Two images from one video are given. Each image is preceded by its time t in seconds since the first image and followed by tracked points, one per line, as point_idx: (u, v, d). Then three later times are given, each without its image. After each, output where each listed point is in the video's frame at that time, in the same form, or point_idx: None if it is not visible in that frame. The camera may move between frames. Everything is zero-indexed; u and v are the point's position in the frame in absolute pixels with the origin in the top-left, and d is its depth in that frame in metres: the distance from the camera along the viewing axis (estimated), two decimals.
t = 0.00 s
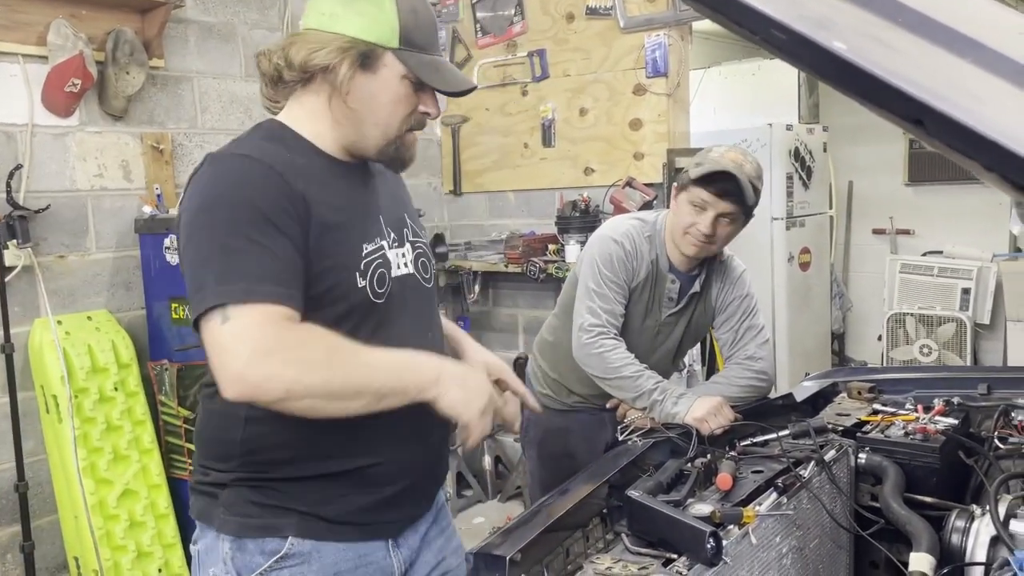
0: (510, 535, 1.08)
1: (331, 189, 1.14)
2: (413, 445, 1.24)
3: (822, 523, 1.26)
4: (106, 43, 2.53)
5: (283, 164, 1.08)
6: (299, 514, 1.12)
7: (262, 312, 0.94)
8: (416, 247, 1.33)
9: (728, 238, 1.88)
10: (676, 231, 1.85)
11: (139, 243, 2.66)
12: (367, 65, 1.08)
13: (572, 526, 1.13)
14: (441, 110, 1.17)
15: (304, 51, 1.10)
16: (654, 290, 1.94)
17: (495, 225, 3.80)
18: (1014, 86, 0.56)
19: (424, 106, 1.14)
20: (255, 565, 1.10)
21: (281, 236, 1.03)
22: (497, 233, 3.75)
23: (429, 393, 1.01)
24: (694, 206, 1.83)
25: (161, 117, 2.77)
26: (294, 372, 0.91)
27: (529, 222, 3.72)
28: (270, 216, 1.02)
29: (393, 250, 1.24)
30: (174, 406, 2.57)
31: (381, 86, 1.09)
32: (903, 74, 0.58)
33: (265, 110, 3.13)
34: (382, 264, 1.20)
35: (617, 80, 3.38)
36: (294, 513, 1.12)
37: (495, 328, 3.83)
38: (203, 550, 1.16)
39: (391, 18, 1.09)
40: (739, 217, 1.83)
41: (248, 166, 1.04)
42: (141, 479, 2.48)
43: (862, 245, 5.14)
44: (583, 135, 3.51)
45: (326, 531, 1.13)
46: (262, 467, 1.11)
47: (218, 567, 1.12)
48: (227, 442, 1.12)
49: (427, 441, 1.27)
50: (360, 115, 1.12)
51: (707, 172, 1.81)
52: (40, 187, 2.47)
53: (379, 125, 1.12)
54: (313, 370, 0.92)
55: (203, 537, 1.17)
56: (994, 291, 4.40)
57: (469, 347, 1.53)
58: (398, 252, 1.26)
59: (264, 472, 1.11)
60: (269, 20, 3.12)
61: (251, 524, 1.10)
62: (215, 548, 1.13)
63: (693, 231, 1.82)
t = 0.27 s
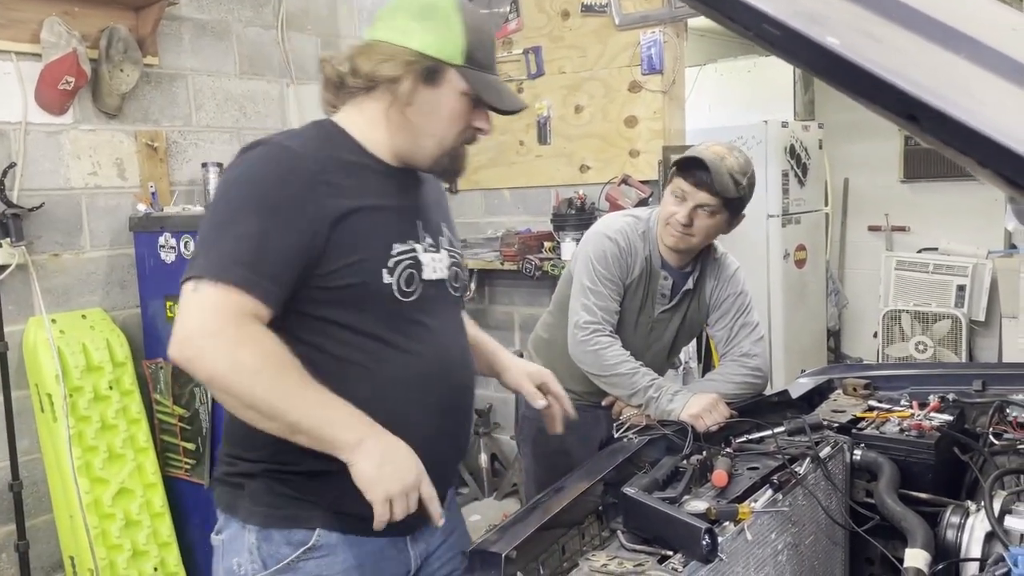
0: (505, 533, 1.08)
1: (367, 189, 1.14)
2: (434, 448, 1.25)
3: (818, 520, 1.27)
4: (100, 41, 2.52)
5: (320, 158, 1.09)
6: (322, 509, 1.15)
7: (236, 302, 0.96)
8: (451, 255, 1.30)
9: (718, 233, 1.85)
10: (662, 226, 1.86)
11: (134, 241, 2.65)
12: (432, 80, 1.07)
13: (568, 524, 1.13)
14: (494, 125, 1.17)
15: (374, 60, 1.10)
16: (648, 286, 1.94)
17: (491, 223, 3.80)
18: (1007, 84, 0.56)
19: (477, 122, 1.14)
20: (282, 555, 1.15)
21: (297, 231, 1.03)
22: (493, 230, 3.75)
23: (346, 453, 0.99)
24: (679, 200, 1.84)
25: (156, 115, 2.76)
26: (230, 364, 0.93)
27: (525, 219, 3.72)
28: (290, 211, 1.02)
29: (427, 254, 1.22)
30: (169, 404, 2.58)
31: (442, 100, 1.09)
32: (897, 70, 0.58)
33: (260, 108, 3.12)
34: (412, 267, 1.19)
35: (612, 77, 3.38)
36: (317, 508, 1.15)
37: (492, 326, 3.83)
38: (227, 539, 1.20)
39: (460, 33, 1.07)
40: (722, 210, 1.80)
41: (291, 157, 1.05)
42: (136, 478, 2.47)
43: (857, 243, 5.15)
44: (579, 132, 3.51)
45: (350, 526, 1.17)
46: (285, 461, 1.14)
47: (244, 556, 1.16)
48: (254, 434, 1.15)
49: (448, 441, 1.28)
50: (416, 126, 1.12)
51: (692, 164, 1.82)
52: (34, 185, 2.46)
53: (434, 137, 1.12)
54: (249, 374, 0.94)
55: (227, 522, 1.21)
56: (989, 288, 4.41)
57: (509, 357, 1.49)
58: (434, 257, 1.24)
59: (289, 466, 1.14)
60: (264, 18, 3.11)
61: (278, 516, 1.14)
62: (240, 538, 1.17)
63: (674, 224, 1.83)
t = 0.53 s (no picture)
0: (501, 532, 1.08)
1: (502, 209, 1.14)
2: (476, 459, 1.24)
3: (813, 517, 1.27)
4: (93, 38, 2.51)
5: (478, 163, 1.11)
6: (349, 474, 1.17)
7: (362, 268, 1.02)
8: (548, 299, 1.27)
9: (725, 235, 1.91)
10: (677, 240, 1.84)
11: (128, 239, 2.64)
12: (603, 134, 1.08)
13: (563, 521, 1.13)
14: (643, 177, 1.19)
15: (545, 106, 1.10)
16: (643, 285, 1.94)
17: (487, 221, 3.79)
18: (1002, 78, 0.56)
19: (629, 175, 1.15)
20: (311, 508, 1.18)
21: (430, 227, 1.06)
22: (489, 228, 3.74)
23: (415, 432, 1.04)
24: (694, 216, 1.81)
25: (150, 112, 2.75)
26: (338, 324, 1.00)
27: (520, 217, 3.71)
28: (432, 205, 1.06)
29: (525, 290, 1.20)
30: (164, 403, 2.57)
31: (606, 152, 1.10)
32: (890, 66, 0.58)
33: (255, 105, 3.11)
34: (508, 296, 1.18)
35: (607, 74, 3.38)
36: (346, 471, 1.17)
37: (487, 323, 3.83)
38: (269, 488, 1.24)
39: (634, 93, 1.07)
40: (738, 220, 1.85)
41: (449, 153, 1.08)
42: (131, 476, 2.47)
43: (853, 240, 5.16)
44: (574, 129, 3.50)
45: (379, 495, 1.17)
46: (331, 419, 1.17)
47: (279, 504, 1.20)
48: (312, 387, 1.18)
49: (504, 441, 1.29)
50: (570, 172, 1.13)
51: (713, 185, 1.77)
52: (28, 183, 2.45)
53: (586, 184, 1.14)
54: (352, 338, 1.01)
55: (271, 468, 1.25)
56: (984, 285, 4.42)
57: (573, 390, 1.51)
58: (533, 294, 1.22)
59: (331, 426, 1.18)
60: (258, 14, 3.09)
61: (313, 470, 1.17)
62: (279, 485, 1.21)
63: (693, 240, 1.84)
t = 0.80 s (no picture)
0: (496, 532, 1.08)
1: (587, 231, 1.13)
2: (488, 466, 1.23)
3: (807, 514, 1.27)
4: (87, 35, 2.50)
5: (589, 181, 1.12)
6: (369, 444, 1.21)
7: (455, 242, 1.03)
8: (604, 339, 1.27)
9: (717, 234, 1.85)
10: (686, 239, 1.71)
11: (121, 237, 2.64)
12: (709, 192, 1.12)
13: (557, 519, 1.13)
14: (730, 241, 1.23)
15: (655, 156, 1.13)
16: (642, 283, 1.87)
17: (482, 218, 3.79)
18: (993, 76, 0.56)
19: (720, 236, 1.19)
20: (326, 468, 1.22)
21: (525, 232, 1.07)
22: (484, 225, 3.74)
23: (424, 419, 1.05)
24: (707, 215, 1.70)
25: (143, 110, 2.75)
26: (407, 285, 1.02)
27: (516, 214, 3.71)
28: (535, 209, 1.07)
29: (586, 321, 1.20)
30: (158, 401, 2.57)
31: (708, 209, 1.14)
32: (880, 62, 0.57)
33: (249, 102, 3.10)
34: (572, 320, 1.17)
35: (602, 71, 3.38)
36: (365, 440, 1.21)
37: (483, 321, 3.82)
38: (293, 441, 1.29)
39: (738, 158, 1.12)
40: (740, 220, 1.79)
41: (564, 165, 1.10)
42: (125, 475, 2.46)
43: (848, 237, 5.17)
44: (570, 126, 3.50)
45: (393, 475, 1.21)
46: (367, 385, 1.22)
47: (299, 458, 1.24)
48: (364, 347, 1.22)
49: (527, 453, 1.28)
50: (667, 224, 1.16)
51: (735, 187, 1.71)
52: (21, 180, 2.44)
53: (679, 240, 1.16)
54: (409, 311, 1.02)
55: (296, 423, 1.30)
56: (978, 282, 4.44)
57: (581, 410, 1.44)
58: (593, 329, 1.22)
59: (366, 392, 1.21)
60: (252, 11, 3.08)
61: (336, 434, 1.22)
62: (301, 442, 1.25)
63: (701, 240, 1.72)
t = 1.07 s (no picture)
0: (493, 530, 1.09)
1: (616, 237, 1.19)
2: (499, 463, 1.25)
3: (803, 511, 1.27)
4: (81, 32, 2.49)
5: (615, 186, 1.18)
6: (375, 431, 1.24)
7: (490, 231, 1.08)
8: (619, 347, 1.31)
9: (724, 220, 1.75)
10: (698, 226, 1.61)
11: (117, 235, 2.63)
12: (735, 211, 1.22)
13: (554, 516, 1.13)
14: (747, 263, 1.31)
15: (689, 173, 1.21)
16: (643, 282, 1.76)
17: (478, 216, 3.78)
18: (986, 72, 0.56)
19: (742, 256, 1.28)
20: (329, 452, 1.24)
21: (556, 229, 1.13)
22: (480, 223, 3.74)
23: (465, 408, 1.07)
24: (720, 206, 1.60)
25: (138, 108, 2.74)
26: (445, 273, 1.06)
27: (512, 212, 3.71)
28: (566, 208, 1.13)
29: (604, 326, 1.24)
30: (154, 400, 2.57)
31: (733, 227, 1.23)
32: (874, 58, 0.57)
33: (244, 100, 3.09)
34: (591, 323, 1.21)
35: (599, 69, 3.38)
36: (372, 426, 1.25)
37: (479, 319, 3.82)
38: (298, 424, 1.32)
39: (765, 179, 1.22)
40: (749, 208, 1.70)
41: (595, 170, 1.16)
42: (121, 473, 2.46)
43: (844, 234, 5.17)
44: (567, 124, 3.50)
45: (394, 465, 1.24)
46: (377, 372, 1.26)
47: (303, 439, 1.27)
48: (377, 335, 1.27)
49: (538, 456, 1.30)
50: (692, 239, 1.22)
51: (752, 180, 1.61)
52: (15, 178, 2.44)
53: (702, 258, 1.24)
54: (453, 296, 1.06)
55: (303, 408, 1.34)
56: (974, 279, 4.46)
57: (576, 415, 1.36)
58: (607, 336, 1.26)
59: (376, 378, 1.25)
60: (247, 9, 3.07)
61: (341, 419, 1.25)
62: (306, 424, 1.28)
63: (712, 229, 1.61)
